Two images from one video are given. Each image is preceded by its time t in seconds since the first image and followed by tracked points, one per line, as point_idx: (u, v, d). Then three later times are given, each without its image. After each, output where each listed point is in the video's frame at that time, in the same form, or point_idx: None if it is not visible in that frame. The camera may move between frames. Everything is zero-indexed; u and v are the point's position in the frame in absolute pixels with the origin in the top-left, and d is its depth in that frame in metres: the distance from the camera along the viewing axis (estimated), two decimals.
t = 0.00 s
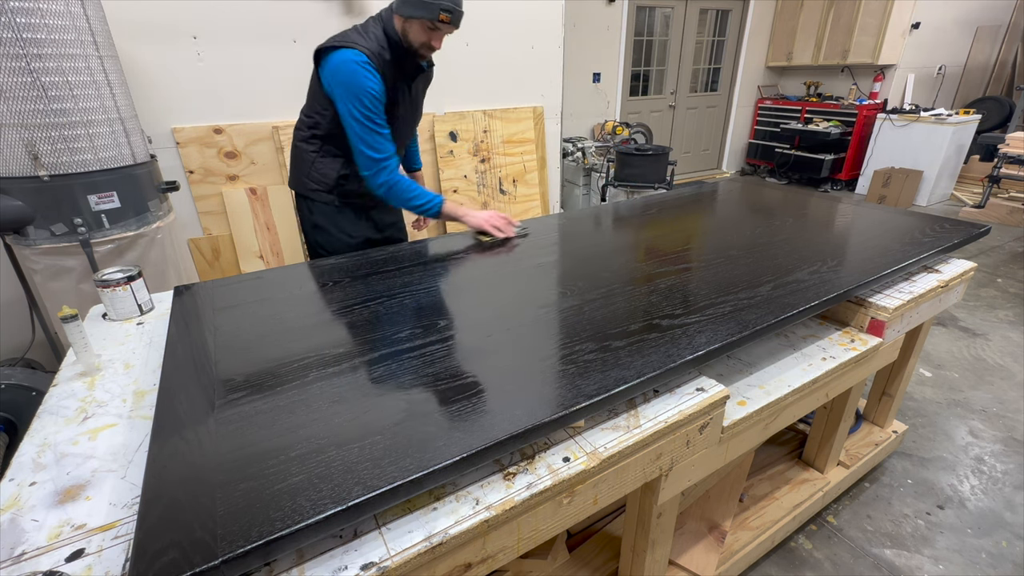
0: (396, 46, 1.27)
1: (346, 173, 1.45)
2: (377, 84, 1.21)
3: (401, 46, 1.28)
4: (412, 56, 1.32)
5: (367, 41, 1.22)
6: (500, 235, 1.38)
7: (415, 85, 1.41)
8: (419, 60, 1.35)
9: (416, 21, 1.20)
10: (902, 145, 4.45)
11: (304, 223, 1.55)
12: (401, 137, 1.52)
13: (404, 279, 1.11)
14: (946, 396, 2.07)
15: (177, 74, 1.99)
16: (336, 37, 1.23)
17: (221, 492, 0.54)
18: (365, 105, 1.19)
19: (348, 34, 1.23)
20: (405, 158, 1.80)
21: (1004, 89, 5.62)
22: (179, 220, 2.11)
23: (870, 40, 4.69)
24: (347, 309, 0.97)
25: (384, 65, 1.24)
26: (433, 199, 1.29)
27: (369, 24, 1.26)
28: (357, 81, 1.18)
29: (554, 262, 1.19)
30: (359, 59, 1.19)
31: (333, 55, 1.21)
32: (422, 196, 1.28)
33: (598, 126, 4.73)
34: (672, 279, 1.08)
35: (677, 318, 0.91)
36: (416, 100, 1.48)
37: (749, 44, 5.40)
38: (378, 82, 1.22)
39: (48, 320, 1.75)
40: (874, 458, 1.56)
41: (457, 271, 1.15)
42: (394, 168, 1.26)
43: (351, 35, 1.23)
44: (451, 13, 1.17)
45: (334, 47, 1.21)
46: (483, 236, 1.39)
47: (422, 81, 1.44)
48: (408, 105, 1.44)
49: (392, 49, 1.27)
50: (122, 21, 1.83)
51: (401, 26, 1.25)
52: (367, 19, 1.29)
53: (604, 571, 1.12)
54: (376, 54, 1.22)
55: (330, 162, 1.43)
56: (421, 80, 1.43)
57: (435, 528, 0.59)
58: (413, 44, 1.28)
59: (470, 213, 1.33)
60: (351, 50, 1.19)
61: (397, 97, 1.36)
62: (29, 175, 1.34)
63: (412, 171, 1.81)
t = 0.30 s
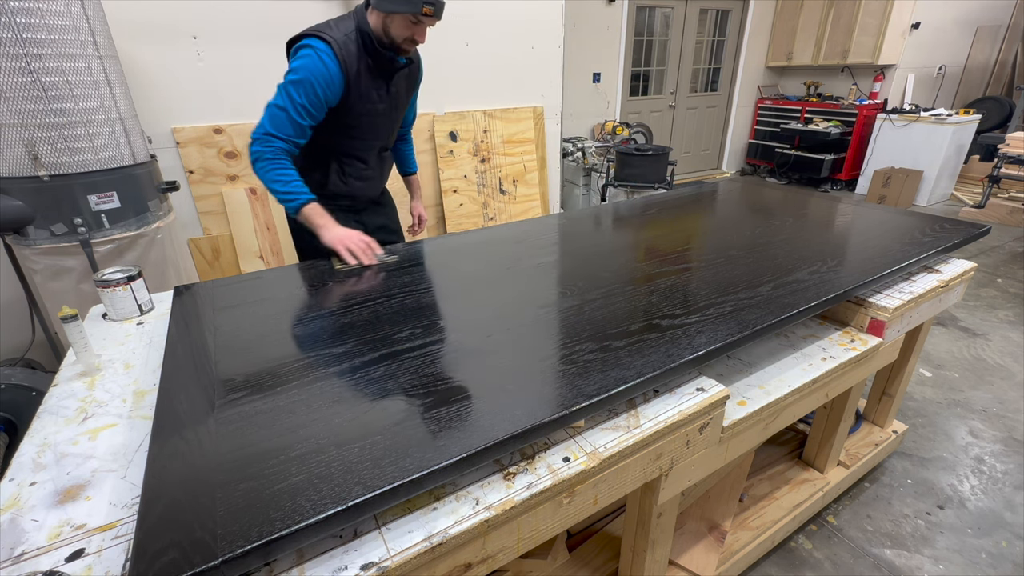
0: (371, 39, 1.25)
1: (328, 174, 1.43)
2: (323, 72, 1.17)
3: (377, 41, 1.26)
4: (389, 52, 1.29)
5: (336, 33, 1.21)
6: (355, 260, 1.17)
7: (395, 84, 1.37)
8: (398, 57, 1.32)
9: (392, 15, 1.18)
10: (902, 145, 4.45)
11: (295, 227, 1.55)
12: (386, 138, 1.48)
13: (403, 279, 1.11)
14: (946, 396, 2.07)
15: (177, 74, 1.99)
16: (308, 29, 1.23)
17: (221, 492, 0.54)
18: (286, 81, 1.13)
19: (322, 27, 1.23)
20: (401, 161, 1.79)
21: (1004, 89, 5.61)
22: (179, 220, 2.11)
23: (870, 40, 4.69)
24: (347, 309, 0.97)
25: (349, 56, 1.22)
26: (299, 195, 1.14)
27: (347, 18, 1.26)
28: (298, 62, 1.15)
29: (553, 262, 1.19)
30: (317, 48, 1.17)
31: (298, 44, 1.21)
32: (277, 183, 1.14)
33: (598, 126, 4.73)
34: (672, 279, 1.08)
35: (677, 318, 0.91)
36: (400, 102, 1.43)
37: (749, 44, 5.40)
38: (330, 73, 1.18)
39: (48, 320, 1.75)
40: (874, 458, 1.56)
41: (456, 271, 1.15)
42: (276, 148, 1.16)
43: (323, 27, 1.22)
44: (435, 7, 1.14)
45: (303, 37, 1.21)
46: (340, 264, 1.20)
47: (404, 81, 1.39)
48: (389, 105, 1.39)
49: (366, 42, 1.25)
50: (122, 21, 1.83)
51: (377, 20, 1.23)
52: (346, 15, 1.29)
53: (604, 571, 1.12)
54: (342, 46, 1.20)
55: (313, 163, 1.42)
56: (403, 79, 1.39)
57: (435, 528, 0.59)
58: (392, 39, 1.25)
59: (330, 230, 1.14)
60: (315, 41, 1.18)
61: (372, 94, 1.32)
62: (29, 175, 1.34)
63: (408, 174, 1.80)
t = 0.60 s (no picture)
0: (387, 42, 1.25)
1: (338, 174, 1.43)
2: (338, 73, 1.17)
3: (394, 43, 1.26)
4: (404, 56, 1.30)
5: (352, 35, 1.21)
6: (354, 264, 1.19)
7: (406, 87, 1.37)
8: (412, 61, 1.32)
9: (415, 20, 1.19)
10: (902, 145, 4.45)
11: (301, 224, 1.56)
12: (394, 139, 1.47)
13: (403, 280, 1.11)
14: (946, 396, 2.07)
15: (177, 74, 1.98)
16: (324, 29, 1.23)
17: (221, 492, 0.54)
18: (300, 81, 1.13)
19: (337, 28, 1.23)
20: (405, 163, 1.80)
21: (1004, 89, 5.61)
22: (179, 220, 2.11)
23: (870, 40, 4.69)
24: (348, 309, 0.97)
25: (364, 57, 1.22)
26: (303, 196, 1.15)
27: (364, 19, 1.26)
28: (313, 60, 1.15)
29: (553, 262, 1.19)
30: (332, 49, 1.17)
31: (313, 44, 1.21)
32: (282, 182, 1.14)
33: (598, 126, 4.73)
34: (672, 279, 1.08)
35: (677, 318, 0.91)
36: (409, 104, 1.43)
37: (749, 45, 5.40)
38: (344, 74, 1.18)
39: (48, 320, 1.75)
40: (874, 458, 1.56)
41: (457, 271, 1.15)
42: (285, 146, 1.16)
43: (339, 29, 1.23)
44: (456, 11, 1.15)
45: (318, 37, 1.21)
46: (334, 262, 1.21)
47: (415, 83, 1.40)
48: (399, 107, 1.39)
49: (381, 44, 1.25)
50: (121, 21, 1.83)
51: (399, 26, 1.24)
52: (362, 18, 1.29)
53: (604, 571, 1.12)
54: (359, 47, 1.20)
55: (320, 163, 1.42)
56: (415, 82, 1.39)
57: (435, 528, 0.59)
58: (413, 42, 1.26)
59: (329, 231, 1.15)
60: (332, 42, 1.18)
61: (384, 96, 1.32)
62: (29, 175, 1.34)
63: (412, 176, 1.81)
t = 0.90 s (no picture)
0: (454, 54, 1.28)
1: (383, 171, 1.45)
2: (428, 81, 1.23)
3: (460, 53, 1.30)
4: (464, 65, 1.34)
5: (426, 40, 1.23)
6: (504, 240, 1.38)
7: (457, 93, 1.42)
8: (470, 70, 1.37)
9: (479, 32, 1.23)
10: (902, 145, 4.45)
11: (334, 217, 1.57)
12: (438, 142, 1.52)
13: (404, 279, 1.11)
14: (946, 396, 2.07)
15: (177, 74, 1.98)
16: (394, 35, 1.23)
17: (221, 492, 0.54)
18: (405, 96, 1.18)
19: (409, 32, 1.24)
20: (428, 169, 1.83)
21: (1004, 89, 5.61)
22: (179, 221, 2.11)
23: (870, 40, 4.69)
24: (348, 309, 0.97)
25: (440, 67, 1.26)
26: (438, 198, 1.32)
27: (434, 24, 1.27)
28: (405, 74, 1.18)
29: (553, 262, 1.19)
30: (418, 56, 1.20)
31: (391, 48, 1.21)
32: (421, 192, 1.29)
33: (598, 126, 4.73)
34: (672, 279, 1.08)
35: (677, 318, 0.91)
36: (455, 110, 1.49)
37: (749, 45, 5.40)
38: (432, 82, 1.24)
39: (48, 320, 1.75)
40: (874, 458, 1.56)
41: (457, 271, 1.15)
42: (407, 160, 1.26)
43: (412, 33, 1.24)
44: (514, 26, 1.24)
45: (395, 41, 1.21)
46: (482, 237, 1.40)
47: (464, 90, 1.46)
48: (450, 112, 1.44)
49: (450, 55, 1.27)
50: (121, 20, 1.83)
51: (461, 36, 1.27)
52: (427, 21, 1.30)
53: (604, 571, 1.12)
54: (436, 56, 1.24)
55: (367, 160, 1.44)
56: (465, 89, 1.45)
57: (435, 528, 0.59)
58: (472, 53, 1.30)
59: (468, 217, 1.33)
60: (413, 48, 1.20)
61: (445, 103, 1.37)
62: (29, 175, 1.34)
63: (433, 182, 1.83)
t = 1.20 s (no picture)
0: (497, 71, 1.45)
1: (415, 171, 1.53)
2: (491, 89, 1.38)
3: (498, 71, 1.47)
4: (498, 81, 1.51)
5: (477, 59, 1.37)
6: (614, 217, 1.59)
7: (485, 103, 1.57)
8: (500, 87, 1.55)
9: (520, 54, 1.43)
10: (902, 145, 4.45)
11: (353, 212, 1.61)
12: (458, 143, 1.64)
13: (404, 279, 1.11)
14: (946, 396, 2.07)
15: (177, 74, 1.98)
16: (443, 53, 1.35)
17: (221, 492, 0.54)
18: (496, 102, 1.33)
19: (459, 50, 1.37)
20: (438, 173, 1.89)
21: (1004, 89, 5.61)
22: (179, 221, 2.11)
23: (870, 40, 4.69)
24: (350, 308, 0.97)
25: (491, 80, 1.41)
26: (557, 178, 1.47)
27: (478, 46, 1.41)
28: (486, 86, 1.32)
29: (553, 262, 1.19)
30: (479, 70, 1.34)
31: (455, 70, 1.32)
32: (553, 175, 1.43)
33: (598, 126, 4.72)
34: (672, 279, 1.08)
35: (677, 318, 0.91)
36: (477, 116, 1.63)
37: (749, 45, 5.40)
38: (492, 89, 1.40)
39: (48, 320, 1.75)
40: (874, 458, 1.56)
41: (456, 271, 1.15)
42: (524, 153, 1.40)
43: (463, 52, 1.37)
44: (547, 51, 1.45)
45: (453, 61, 1.33)
46: (594, 216, 1.59)
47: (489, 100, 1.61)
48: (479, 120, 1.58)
49: (493, 70, 1.43)
50: (121, 21, 1.83)
51: (502, 56, 1.45)
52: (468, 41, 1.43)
53: (604, 571, 1.12)
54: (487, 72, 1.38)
55: (401, 159, 1.51)
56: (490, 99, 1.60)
57: (435, 528, 0.59)
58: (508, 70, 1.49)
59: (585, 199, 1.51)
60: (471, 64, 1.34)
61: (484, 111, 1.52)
62: (29, 175, 1.33)
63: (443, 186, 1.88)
